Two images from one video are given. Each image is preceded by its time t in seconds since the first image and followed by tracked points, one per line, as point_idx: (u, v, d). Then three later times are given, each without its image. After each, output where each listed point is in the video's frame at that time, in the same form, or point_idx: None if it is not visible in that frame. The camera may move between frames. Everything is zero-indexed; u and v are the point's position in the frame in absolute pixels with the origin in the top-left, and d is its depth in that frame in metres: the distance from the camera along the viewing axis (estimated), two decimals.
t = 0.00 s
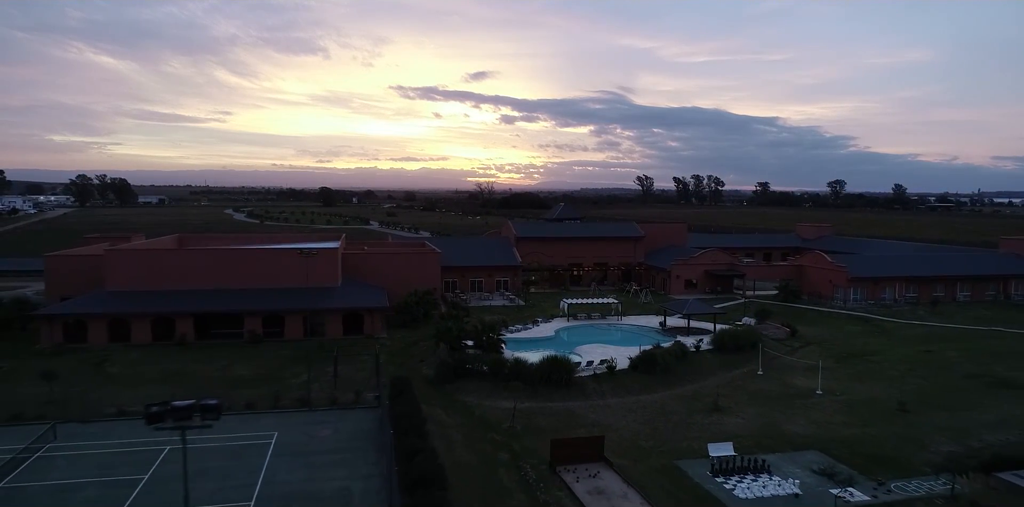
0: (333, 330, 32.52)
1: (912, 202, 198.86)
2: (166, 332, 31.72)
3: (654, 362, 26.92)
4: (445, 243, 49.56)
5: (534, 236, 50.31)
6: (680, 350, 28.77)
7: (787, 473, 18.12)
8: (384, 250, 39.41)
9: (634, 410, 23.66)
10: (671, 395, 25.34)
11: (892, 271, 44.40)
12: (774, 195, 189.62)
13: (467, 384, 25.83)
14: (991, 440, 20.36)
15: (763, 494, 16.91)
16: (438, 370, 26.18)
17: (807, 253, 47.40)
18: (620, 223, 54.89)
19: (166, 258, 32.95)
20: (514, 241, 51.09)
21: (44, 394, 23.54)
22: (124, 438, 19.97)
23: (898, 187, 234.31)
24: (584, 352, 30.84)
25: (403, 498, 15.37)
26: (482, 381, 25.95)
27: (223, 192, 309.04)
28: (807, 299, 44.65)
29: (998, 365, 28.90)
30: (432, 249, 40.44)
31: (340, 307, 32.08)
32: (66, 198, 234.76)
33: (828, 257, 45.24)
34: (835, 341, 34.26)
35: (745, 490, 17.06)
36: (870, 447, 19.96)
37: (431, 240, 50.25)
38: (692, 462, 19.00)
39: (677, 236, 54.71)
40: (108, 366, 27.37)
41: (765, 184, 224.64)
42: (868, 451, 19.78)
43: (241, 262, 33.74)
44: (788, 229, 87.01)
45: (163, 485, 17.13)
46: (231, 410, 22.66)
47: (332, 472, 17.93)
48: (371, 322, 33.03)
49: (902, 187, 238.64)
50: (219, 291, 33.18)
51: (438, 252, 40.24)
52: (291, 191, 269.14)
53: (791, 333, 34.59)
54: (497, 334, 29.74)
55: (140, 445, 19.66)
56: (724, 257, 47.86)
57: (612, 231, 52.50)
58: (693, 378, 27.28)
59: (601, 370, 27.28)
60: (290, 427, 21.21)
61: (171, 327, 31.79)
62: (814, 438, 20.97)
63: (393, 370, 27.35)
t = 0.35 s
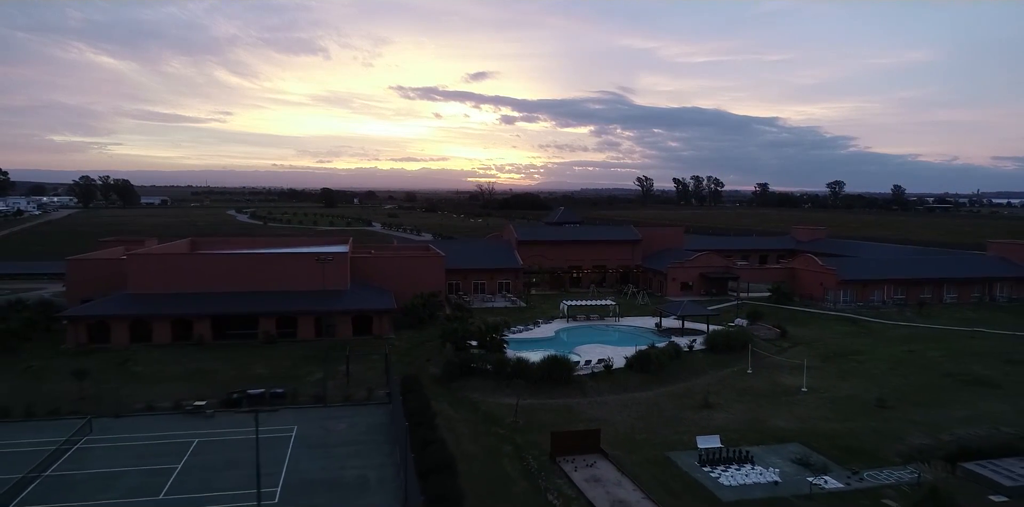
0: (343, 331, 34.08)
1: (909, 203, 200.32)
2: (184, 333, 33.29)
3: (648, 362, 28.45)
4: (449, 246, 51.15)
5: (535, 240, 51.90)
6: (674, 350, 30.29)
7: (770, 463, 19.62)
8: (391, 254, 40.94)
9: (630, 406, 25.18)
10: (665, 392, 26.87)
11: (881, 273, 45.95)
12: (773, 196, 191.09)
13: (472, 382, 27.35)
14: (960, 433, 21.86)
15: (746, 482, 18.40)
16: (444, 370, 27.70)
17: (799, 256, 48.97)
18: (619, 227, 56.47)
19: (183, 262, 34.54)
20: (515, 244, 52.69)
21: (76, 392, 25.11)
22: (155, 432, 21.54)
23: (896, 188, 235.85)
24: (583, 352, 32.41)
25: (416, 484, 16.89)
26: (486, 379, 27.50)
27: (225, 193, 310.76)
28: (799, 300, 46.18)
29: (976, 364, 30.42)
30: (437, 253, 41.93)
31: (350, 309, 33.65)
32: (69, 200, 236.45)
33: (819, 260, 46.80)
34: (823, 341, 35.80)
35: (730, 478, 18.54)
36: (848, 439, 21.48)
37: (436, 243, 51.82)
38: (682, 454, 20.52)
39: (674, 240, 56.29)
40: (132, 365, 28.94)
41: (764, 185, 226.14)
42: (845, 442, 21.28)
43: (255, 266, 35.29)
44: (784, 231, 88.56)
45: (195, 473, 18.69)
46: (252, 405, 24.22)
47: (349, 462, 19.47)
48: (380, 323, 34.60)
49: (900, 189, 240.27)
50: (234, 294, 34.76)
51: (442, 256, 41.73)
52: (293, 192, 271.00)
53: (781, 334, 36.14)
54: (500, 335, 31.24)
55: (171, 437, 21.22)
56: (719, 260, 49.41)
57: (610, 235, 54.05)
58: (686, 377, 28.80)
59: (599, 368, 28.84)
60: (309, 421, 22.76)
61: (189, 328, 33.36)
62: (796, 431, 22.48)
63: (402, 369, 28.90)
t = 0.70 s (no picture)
0: (353, 332, 35.59)
1: (908, 204, 201.73)
2: (201, 334, 34.80)
3: (644, 361, 29.96)
4: (452, 249, 52.66)
5: (536, 243, 53.42)
6: (669, 349, 31.78)
7: (754, 455, 21.13)
8: (397, 258, 42.43)
9: (626, 403, 26.68)
10: (659, 390, 28.38)
11: (871, 275, 47.44)
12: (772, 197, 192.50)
13: (477, 380, 28.86)
14: (935, 428, 23.36)
15: (732, 471, 19.89)
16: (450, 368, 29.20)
17: (792, 258, 50.46)
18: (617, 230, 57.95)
19: (199, 266, 36.05)
20: (517, 247, 54.21)
21: (103, 389, 26.62)
22: (181, 426, 23.05)
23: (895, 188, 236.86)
24: (582, 352, 33.89)
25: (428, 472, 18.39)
26: (490, 377, 29.00)
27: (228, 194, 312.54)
28: (792, 302, 47.66)
29: (956, 363, 31.93)
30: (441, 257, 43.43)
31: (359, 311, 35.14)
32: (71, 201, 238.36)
33: (811, 263, 48.31)
34: (813, 342, 37.30)
35: (717, 468, 20.02)
36: (829, 433, 22.99)
37: (439, 246, 53.33)
38: (674, 446, 22.03)
39: (671, 243, 57.77)
40: (153, 364, 30.46)
41: (763, 185, 227.45)
42: (826, 436, 22.78)
43: (267, 270, 36.82)
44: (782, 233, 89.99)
45: (222, 464, 20.21)
46: (270, 401, 25.77)
47: (364, 453, 20.98)
48: (387, 324, 36.10)
49: (899, 189, 241.46)
50: (248, 296, 36.26)
51: (446, 259, 43.22)
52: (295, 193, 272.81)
53: (773, 334, 37.63)
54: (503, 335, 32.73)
55: (197, 431, 22.71)
56: (714, 263, 50.90)
57: (609, 238, 55.56)
58: (680, 375, 30.31)
59: (597, 367, 30.34)
60: (323, 416, 24.27)
61: (205, 329, 34.86)
62: (781, 426, 23.98)
63: (410, 367, 30.42)
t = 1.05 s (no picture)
0: (361, 332, 37.05)
1: (906, 204, 203.07)
2: (215, 334, 36.26)
3: (639, 361, 31.41)
4: (455, 252, 54.09)
5: (537, 246, 54.87)
6: (664, 349, 33.22)
7: (742, 447, 22.59)
8: (402, 261, 43.87)
9: (622, 400, 28.11)
10: (654, 387, 29.86)
11: (861, 277, 48.89)
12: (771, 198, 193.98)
13: (481, 379, 30.31)
14: (913, 423, 24.82)
15: (720, 462, 21.35)
16: (455, 367, 30.64)
17: (786, 261, 51.88)
18: (616, 233, 59.37)
19: (213, 269, 37.50)
20: (518, 249, 55.63)
21: (127, 387, 28.06)
22: (204, 421, 24.51)
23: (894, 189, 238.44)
24: (582, 352, 35.34)
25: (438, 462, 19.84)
26: (493, 375, 30.44)
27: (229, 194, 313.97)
28: (785, 303, 49.07)
29: (939, 362, 33.40)
30: (445, 260, 44.87)
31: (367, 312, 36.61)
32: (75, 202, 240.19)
33: (803, 265, 49.73)
34: (803, 342, 38.77)
35: (706, 460, 21.49)
36: (813, 427, 24.45)
37: (443, 249, 54.77)
38: (667, 440, 23.49)
39: (668, 245, 59.21)
40: (172, 363, 31.92)
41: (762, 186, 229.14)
42: (810, 430, 24.24)
43: (279, 273, 38.27)
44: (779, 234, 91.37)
45: (245, 456, 21.65)
46: (288, 399, 27.26)
47: (376, 446, 22.44)
48: (394, 325, 37.59)
49: (898, 189, 242.78)
50: (260, 298, 37.72)
51: (450, 262, 44.65)
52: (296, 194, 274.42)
53: (765, 335, 39.08)
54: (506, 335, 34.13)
55: (219, 426, 24.16)
56: (710, 265, 52.32)
57: (607, 241, 57.00)
58: (675, 374, 31.77)
59: (596, 366, 31.82)
60: (337, 412, 25.73)
61: (219, 329, 36.32)
62: (769, 421, 25.42)
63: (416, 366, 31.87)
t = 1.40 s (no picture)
0: (368, 333, 38.44)
1: (905, 205, 204.19)
2: (228, 335, 37.65)
3: (636, 360, 32.78)
4: (458, 254, 55.48)
5: (537, 248, 56.27)
6: (660, 349, 34.58)
7: (732, 441, 23.98)
8: (407, 263, 45.25)
9: (619, 397, 29.50)
10: (650, 386, 31.23)
11: (854, 279, 50.24)
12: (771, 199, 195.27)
13: (484, 377, 31.67)
14: (895, 419, 26.21)
15: (711, 455, 22.75)
16: (459, 366, 32.01)
17: (780, 263, 53.24)
18: (615, 236, 60.73)
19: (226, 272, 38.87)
20: (519, 252, 56.99)
21: (148, 385, 29.43)
22: (223, 417, 25.88)
23: (895, 189, 239.19)
24: (582, 352, 36.72)
25: (446, 454, 21.23)
26: (496, 374, 31.80)
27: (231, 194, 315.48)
28: (779, 305, 50.45)
29: (924, 361, 34.79)
30: (449, 262, 46.24)
31: (374, 314, 37.99)
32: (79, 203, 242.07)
33: (797, 268, 51.09)
34: (795, 342, 40.15)
35: (698, 453, 22.88)
36: (799, 423, 25.83)
37: (446, 252, 56.16)
38: (661, 435, 24.87)
39: (666, 248, 60.57)
40: (188, 362, 33.32)
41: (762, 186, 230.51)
42: (796, 425, 25.62)
43: (289, 275, 39.64)
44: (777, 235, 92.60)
45: (264, 450, 23.03)
46: (301, 396, 28.63)
47: (387, 440, 23.82)
48: (400, 326, 38.97)
49: (898, 189, 244.02)
50: (271, 300, 39.11)
51: (454, 265, 46.02)
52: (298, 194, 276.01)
53: (758, 335, 40.45)
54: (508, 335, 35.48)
55: (238, 422, 25.53)
56: (707, 268, 53.67)
57: (607, 244, 58.42)
58: (670, 373, 33.15)
59: (594, 365, 33.21)
60: (349, 409, 27.11)
61: (232, 330, 37.71)
62: (758, 417, 26.80)
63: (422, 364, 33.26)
